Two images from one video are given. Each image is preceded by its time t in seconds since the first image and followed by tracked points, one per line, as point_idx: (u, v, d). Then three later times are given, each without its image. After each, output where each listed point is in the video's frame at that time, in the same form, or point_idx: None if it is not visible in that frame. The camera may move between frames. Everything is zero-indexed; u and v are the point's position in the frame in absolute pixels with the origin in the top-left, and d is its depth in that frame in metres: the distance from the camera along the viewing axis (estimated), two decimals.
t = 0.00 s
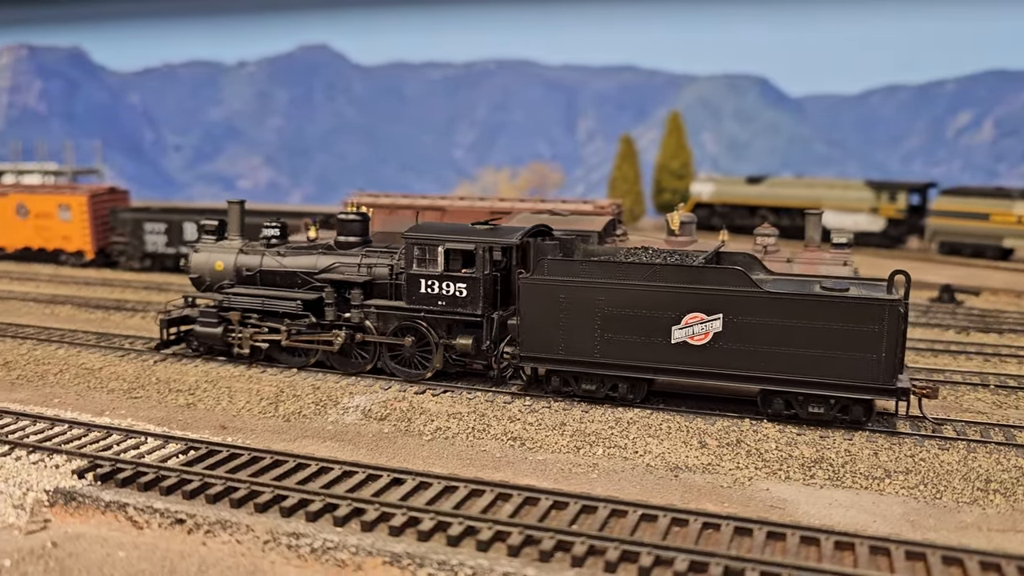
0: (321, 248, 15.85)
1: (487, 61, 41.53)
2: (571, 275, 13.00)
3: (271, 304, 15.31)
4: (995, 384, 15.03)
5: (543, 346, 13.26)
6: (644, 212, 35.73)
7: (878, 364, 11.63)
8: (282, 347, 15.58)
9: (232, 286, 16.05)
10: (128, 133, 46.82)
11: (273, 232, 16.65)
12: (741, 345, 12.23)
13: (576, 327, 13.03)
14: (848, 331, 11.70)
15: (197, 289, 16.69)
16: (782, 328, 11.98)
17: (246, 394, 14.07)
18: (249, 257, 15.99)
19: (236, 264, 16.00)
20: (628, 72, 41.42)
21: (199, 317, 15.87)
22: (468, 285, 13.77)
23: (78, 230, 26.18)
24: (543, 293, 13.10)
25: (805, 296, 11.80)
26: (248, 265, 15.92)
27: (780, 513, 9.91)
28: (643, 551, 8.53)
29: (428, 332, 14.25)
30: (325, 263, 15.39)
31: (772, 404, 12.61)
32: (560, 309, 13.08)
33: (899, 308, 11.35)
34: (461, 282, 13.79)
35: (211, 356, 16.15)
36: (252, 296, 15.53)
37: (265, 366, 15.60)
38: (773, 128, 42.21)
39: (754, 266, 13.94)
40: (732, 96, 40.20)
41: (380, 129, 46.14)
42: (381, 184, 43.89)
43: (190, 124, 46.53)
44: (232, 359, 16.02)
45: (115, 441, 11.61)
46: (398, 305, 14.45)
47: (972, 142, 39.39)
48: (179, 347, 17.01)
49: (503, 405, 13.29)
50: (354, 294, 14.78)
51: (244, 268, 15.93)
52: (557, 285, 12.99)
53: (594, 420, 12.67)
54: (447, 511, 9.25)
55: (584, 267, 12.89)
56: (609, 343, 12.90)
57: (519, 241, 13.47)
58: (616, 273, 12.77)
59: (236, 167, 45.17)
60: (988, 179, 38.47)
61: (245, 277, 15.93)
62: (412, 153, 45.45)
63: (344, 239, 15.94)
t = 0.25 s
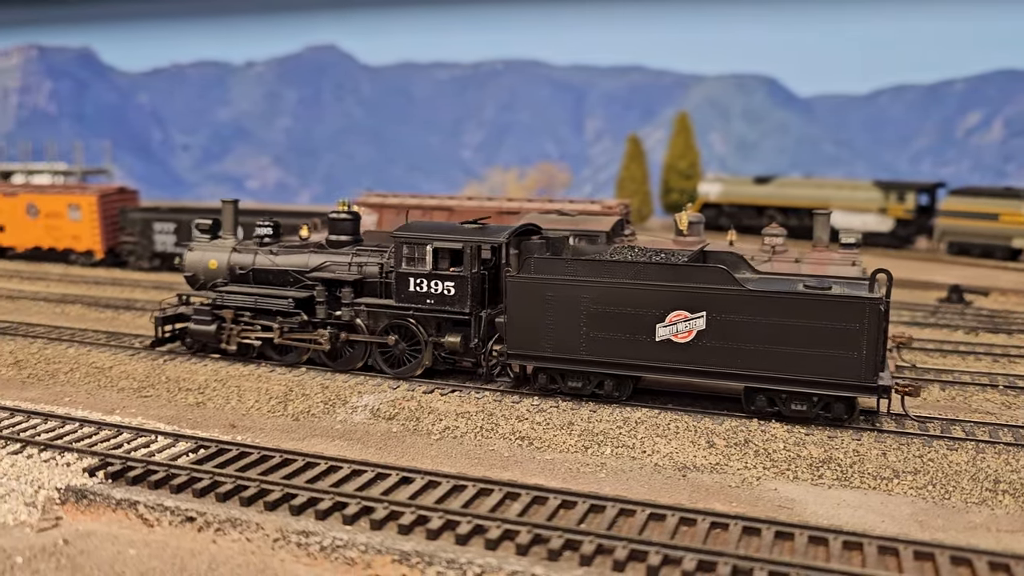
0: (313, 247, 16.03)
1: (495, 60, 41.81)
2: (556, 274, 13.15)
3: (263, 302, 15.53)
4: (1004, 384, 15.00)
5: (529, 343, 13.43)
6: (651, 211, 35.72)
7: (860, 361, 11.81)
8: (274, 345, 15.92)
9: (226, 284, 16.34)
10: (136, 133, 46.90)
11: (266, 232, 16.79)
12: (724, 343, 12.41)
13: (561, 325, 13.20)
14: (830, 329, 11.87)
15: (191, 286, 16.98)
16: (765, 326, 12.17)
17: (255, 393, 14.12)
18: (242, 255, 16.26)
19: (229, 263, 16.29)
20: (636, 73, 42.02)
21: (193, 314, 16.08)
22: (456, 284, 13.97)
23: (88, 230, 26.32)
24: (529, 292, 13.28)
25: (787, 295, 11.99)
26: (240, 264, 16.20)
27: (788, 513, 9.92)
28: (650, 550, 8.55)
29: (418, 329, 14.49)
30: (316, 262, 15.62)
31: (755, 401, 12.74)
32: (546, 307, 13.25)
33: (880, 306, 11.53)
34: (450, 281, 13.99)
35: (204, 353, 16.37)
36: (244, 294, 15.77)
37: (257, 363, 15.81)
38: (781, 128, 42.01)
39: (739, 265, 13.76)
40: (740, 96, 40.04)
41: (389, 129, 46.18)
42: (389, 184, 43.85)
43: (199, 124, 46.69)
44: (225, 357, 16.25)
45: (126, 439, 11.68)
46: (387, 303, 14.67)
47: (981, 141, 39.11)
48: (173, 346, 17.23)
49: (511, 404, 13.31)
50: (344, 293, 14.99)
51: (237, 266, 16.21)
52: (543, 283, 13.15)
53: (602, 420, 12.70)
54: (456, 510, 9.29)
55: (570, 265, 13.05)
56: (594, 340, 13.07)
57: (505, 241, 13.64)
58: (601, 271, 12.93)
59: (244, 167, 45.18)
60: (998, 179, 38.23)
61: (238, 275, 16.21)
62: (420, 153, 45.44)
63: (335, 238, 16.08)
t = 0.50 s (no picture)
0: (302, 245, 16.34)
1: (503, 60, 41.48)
2: (539, 273, 13.22)
3: (253, 300, 15.79)
4: (1014, 385, 14.98)
5: (513, 341, 13.54)
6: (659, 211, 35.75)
7: (837, 358, 11.99)
8: (265, 343, 16.17)
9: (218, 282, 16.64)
10: (146, 133, 47.15)
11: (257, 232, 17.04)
12: (703, 341, 12.58)
13: (544, 323, 13.30)
14: (808, 327, 12.04)
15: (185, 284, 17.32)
16: (744, 323, 12.32)
17: (266, 393, 14.19)
18: (234, 254, 16.58)
19: (221, 261, 16.61)
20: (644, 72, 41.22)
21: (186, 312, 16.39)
22: (441, 282, 14.18)
23: (99, 229, 26.47)
24: (512, 290, 13.37)
25: (766, 293, 12.13)
26: (232, 262, 16.51)
27: (797, 513, 9.93)
28: (660, 549, 8.57)
29: (404, 327, 14.74)
30: (305, 261, 15.90)
31: (735, 397, 12.93)
32: (529, 305, 13.33)
33: (856, 304, 11.68)
34: (435, 279, 14.20)
35: (196, 350, 16.66)
36: (235, 291, 16.06)
37: (248, 360, 16.08)
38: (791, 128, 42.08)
39: (720, 264, 13.83)
40: (749, 97, 40.09)
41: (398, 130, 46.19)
42: (397, 185, 44.08)
43: (207, 125, 46.54)
44: (217, 353, 16.53)
45: (137, 438, 11.74)
46: (374, 301, 14.90)
47: (992, 141, 38.98)
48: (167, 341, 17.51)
49: (520, 404, 13.35)
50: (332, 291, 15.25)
51: (229, 265, 16.53)
52: (526, 281, 13.23)
53: (611, 419, 12.72)
54: (466, 508, 9.33)
55: (552, 264, 13.11)
56: (577, 338, 13.19)
57: (489, 240, 13.88)
58: (584, 269, 13.00)
59: (254, 167, 45.57)
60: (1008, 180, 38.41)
61: (229, 273, 16.51)
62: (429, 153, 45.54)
63: (325, 237, 16.36)
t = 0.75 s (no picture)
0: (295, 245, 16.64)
1: (512, 59, 42.21)
2: (525, 271, 13.39)
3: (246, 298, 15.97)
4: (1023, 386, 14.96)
5: (499, 338, 13.67)
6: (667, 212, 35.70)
7: (818, 357, 12.06)
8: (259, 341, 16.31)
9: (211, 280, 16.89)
10: (155, 133, 47.29)
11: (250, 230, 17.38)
12: (687, 338, 12.66)
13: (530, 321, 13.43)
14: (791, 326, 12.12)
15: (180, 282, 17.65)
16: (726, 322, 12.42)
17: (274, 392, 14.24)
18: (227, 253, 16.91)
19: (215, 260, 16.94)
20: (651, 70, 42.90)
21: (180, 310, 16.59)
22: (430, 280, 14.36)
23: (108, 229, 26.58)
24: (500, 287, 13.52)
25: (748, 292, 12.24)
26: (226, 261, 16.81)
27: (805, 513, 9.94)
28: (667, 548, 8.59)
29: (395, 325, 14.89)
30: (297, 259, 16.16)
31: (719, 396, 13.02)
32: (515, 303, 13.48)
33: (837, 303, 11.77)
34: (424, 277, 14.40)
35: (190, 348, 16.82)
36: (227, 290, 16.24)
37: (241, 358, 16.23)
38: (799, 128, 42.05)
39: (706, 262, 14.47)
40: (756, 94, 40.55)
41: (405, 130, 46.13)
42: (405, 184, 43.85)
43: (216, 124, 46.82)
44: (211, 351, 16.69)
45: (148, 436, 11.81)
46: (364, 299, 15.10)
47: (1000, 143, 38.33)
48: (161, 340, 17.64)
49: (529, 403, 13.38)
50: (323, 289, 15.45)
51: (223, 263, 16.81)
52: (512, 280, 13.39)
53: (620, 419, 12.73)
54: (474, 507, 9.36)
55: (538, 262, 13.28)
56: (563, 336, 13.30)
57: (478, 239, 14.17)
58: (570, 268, 13.17)
59: (262, 167, 45.34)
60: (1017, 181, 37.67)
61: (223, 272, 16.74)
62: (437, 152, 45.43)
63: (317, 236, 16.71)
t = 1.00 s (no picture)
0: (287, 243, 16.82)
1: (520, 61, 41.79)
2: (510, 269, 13.52)
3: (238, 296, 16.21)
4: None
5: (485, 336, 13.84)
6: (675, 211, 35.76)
7: (796, 354, 12.21)
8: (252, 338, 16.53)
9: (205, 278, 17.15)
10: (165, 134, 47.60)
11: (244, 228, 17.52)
12: (668, 336, 12.78)
13: (515, 318, 13.59)
14: (769, 324, 12.24)
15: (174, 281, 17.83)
16: (707, 320, 12.54)
17: (284, 391, 14.32)
18: (220, 251, 17.08)
19: (208, 258, 17.12)
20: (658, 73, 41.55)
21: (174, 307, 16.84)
22: (418, 278, 14.53)
23: (118, 229, 26.72)
24: (485, 285, 13.67)
25: (728, 290, 12.35)
26: (219, 259, 17.02)
27: (813, 512, 9.96)
28: (676, 547, 8.61)
29: (384, 323, 15.05)
30: (289, 257, 16.35)
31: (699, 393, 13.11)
32: (501, 301, 13.64)
33: (815, 302, 11.92)
34: (411, 275, 14.56)
35: (186, 344, 17.08)
36: (220, 287, 16.48)
37: (235, 355, 16.47)
38: (807, 128, 41.86)
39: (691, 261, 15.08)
40: (764, 95, 40.11)
41: (414, 131, 46.31)
42: (412, 184, 44.08)
43: (225, 124, 47.07)
44: (206, 348, 16.94)
45: (159, 434, 11.90)
46: (353, 296, 15.27)
47: (1009, 142, 38.17)
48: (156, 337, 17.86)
49: (537, 402, 13.43)
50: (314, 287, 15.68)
51: (216, 262, 17.04)
52: (498, 278, 13.53)
53: (628, 419, 12.76)
54: (482, 506, 9.41)
55: (523, 260, 13.41)
56: (547, 334, 13.46)
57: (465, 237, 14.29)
58: (553, 267, 13.29)
59: (271, 167, 45.60)
60: None
61: (216, 270, 16.98)
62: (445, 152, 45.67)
63: (309, 235, 16.89)
